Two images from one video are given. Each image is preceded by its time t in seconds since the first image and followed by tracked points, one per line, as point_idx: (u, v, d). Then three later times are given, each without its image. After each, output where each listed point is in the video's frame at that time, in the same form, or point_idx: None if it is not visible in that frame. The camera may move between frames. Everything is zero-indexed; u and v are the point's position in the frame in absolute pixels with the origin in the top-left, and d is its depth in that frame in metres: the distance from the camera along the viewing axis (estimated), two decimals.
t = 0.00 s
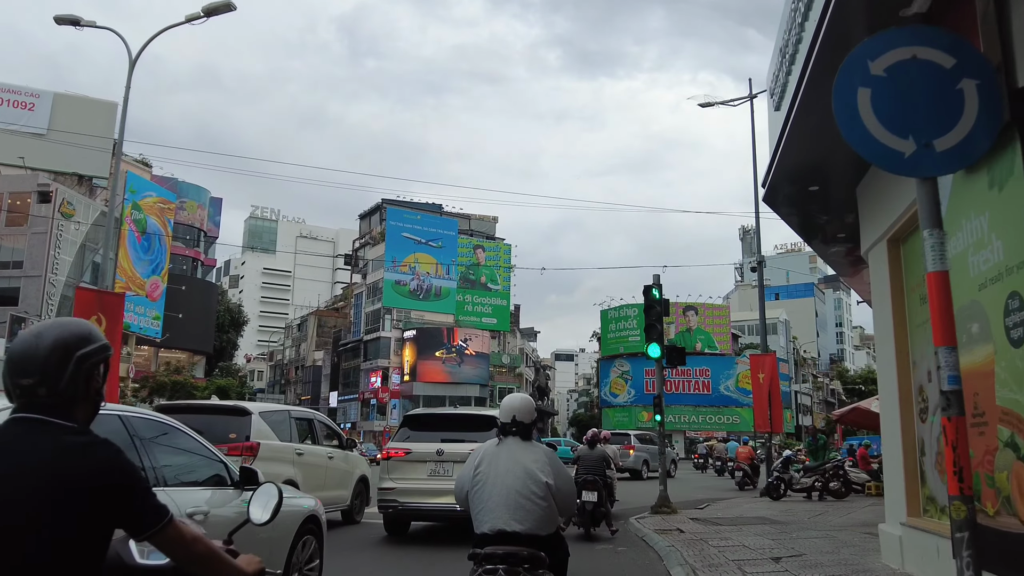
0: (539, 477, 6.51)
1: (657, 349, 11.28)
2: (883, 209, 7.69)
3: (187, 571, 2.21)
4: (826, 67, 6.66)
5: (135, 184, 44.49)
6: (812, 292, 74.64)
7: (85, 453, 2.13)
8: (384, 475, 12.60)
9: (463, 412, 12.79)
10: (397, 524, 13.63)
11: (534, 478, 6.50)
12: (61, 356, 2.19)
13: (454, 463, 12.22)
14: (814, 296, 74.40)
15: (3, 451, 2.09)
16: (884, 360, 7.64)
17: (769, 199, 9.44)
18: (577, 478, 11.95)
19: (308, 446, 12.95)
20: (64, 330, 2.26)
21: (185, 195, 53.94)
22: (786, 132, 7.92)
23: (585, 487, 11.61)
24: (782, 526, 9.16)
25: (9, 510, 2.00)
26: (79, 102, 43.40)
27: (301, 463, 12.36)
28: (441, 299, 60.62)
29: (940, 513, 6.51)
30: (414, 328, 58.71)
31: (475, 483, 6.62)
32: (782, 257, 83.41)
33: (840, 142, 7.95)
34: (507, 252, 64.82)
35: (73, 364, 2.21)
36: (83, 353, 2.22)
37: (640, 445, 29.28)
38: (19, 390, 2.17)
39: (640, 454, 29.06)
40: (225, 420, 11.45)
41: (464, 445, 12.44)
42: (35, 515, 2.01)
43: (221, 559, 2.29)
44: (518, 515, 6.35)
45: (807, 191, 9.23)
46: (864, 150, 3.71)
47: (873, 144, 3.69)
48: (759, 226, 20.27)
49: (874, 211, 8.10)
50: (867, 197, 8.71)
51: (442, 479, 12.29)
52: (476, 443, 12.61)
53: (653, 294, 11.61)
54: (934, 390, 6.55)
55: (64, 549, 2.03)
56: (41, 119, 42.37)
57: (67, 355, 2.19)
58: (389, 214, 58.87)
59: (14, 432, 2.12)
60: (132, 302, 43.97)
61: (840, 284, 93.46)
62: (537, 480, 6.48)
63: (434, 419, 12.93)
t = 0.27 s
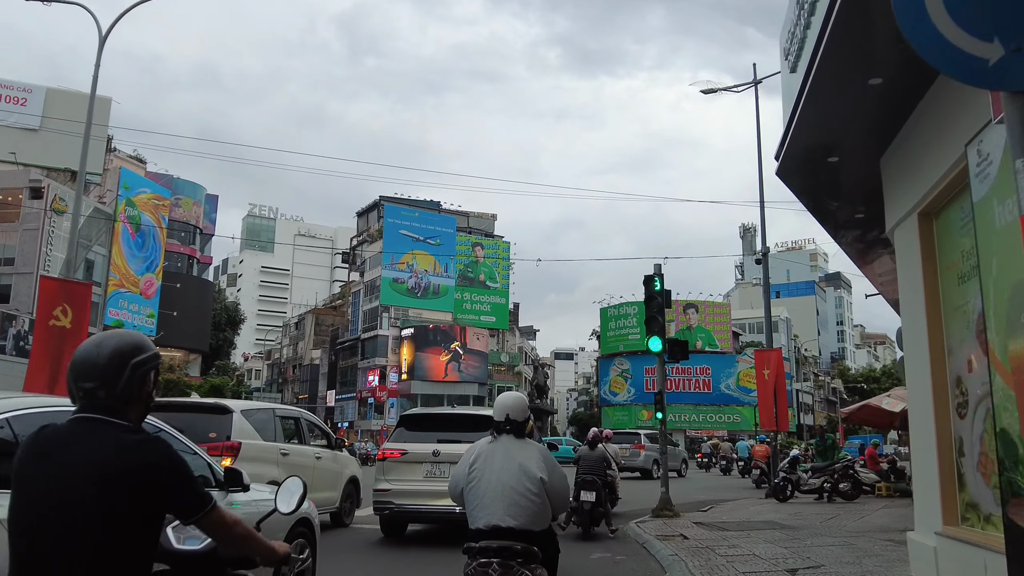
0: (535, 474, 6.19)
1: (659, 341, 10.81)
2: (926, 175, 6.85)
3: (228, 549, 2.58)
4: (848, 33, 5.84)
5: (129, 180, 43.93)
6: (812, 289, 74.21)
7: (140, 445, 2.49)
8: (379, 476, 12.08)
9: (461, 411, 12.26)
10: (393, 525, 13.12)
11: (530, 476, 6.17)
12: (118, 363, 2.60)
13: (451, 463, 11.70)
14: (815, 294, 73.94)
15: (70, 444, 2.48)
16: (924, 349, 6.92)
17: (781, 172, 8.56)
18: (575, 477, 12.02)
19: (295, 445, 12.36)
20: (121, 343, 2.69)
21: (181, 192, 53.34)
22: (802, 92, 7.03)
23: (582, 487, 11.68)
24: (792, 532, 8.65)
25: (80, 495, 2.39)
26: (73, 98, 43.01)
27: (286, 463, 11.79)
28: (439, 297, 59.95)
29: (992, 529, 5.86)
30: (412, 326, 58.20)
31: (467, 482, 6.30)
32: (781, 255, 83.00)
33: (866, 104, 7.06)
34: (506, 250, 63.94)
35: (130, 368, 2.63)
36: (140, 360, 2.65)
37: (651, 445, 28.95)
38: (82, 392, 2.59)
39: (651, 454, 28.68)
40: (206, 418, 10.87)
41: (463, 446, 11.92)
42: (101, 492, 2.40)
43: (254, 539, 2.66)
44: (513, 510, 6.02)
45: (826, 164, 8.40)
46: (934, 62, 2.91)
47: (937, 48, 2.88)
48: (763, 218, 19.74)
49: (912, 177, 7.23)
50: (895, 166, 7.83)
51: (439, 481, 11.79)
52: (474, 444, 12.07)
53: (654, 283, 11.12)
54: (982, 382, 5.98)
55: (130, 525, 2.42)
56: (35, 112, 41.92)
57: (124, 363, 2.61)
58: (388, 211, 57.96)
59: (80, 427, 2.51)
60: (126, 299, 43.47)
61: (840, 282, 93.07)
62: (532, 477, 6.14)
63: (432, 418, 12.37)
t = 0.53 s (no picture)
0: (527, 471, 6.21)
1: (658, 334, 10.34)
2: (972, 125, 6.11)
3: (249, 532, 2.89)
4: None
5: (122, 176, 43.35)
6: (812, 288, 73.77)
7: (170, 439, 2.77)
8: (374, 478, 11.55)
9: (458, 411, 11.74)
10: (390, 527, 12.64)
11: (522, 474, 6.20)
12: (149, 364, 2.88)
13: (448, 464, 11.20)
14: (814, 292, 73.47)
15: (106, 439, 2.75)
16: (970, 329, 6.28)
17: (797, 140, 7.95)
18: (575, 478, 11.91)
19: (277, 445, 11.81)
20: (152, 345, 2.96)
21: (176, 189, 52.77)
22: (827, 37, 6.28)
23: (582, 487, 11.56)
24: (805, 539, 8.12)
25: (117, 484, 2.67)
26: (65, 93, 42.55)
27: (267, 465, 11.25)
28: (436, 295, 59.30)
29: None
30: (410, 324, 57.69)
31: (462, 479, 6.39)
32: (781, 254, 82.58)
33: (900, 49, 6.32)
34: (506, 247, 62.94)
35: (160, 368, 2.91)
36: (169, 362, 2.93)
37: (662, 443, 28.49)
38: (118, 391, 2.87)
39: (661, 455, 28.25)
40: (180, 416, 10.31)
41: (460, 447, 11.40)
42: (133, 481, 2.66)
43: (270, 524, 2.97)
44: (505, 508, 6.08)
45: (846, 127, 7.69)
46: None
47: None
48: (767, 211, 19.24)
49: (954, 130, 6.49)
50: (923, 128, 7.18)
51: (435, 483, 11.28)
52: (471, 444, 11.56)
53: (654, 273, 10.64)
54: None
55: (161, 511, 2.70)
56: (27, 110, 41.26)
57: (155, 364, 2.88)
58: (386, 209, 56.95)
59: (116, 423, 2.80)
60: (119, 298, 42.97)
61: (840, 280, 92.57)
62: (525, 474, 6.19)
63: (429, 419, 11.86)
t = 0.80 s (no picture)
0: (520, 471, 6.32)
1: (658, 326, 9.83)
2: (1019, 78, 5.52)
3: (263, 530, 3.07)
4: None
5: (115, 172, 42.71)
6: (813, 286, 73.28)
7: (187, 436, 2.98)
8: (368, 479, 11.00)
9: (453, 411, 11.19)
10: (386, 529, 12.11)
11: (515, 472, 6.32)
12: (167, 369, 3.10)
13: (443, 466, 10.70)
14: (815, 290, 72.99)
15: (129, 438, 2.98)
16: (1019, 305, 5.64)
17: (816, 99, 7.25)
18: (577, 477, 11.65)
19: (258, 445, 11.27)
20: (173, 349, 3.19)
21: (171, 186, 52.22)
22: None
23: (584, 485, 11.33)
24: (820, 547, 7.60)
25: (138, 481, 2.90)
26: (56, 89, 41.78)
27: (247, 466, 10.69)
28: (434, 293, 58.79)
29: None
30: (407, 322, 57.15)
31: (456, 477, 6.50)
32: (781, 252, 82.08)
33: None
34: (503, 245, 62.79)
35: (178, 372, 3.12)
36: (188, 365, 3.15)
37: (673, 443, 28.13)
38: (140, 392, 3.09)
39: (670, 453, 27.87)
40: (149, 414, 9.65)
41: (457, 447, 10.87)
42: (154, 473, 2.91)
43: (284, 523, 3.13)
44: (497, 506, 6.20)
45: (874, 83, 6.96)
46: None
47: None
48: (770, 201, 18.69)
49: (997, 86, 5.87)
50: (956, 86, 6.55)
51: (432, 485, 10.77)
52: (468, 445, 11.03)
53: (654, 261, 10.13)
54: None
55: (178, 508, 2.91)
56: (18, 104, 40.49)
57: (173, 368, 3.10)
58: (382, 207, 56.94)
59: (139, 422, 3.04)
60: (112, 295, 42.38)
61: (841, 278, 92.04)
62: (518, 473, 6.30)
63: (423, 418, 11.31)
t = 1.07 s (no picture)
0: (517, 470, 6.05)
1: (659, 317, 9.27)
2: None
3: (269, 530, 3.13)
4: None
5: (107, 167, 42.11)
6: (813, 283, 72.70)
7: (200, 439, 3.09)
8: (362, 480, 10.42)
9: (448, 410, 10.58)
10: (382, 532, 11.52)
11: (512, 472, 6.04)
12: (181, 372, 3.21)
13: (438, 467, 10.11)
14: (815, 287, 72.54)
15: (144, 440, 3.10)
16: None
17: (850, 48, 6.50)
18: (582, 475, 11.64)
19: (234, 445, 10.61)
20: (190, 354, 3.31)
21: (164, 182, 51.55)
22: None
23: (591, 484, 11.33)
24: (843, 558, 7.03)
25: (154, 481, 3.02)
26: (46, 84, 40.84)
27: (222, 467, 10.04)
28: (431, 291, 58.20)
29: None
30: (404, 320, 56.50)
31: (454, 476, 6.26)
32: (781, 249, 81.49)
33: None
34: (501, 243, 62.59)
35: (192, 376, 3.23)
36: (201, 369, 3.26)
37: (685, 442, 27.51)
38: (155, 392, 3.21)
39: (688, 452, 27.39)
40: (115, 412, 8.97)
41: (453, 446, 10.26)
42: (168, 472, 3.02)
43: (291, 525, 3.18)
44: (493, 505, 5.96)
45: (918, 15, 6.19)
46: None
47: None
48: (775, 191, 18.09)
49: None
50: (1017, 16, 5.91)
51: (427, 486, 10.17)
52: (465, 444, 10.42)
53: (655, 247, 9.52)
54: None
55: (191, 506, 3.03)
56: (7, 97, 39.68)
57: (186, 370, 3.21)
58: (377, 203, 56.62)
59: (155, 423, 3.16)
60: (104, 292, 41.78)
61: (841, 276, 91.46)
62: (515, 472, 6.04)
63: (418, 416, 10.69)
